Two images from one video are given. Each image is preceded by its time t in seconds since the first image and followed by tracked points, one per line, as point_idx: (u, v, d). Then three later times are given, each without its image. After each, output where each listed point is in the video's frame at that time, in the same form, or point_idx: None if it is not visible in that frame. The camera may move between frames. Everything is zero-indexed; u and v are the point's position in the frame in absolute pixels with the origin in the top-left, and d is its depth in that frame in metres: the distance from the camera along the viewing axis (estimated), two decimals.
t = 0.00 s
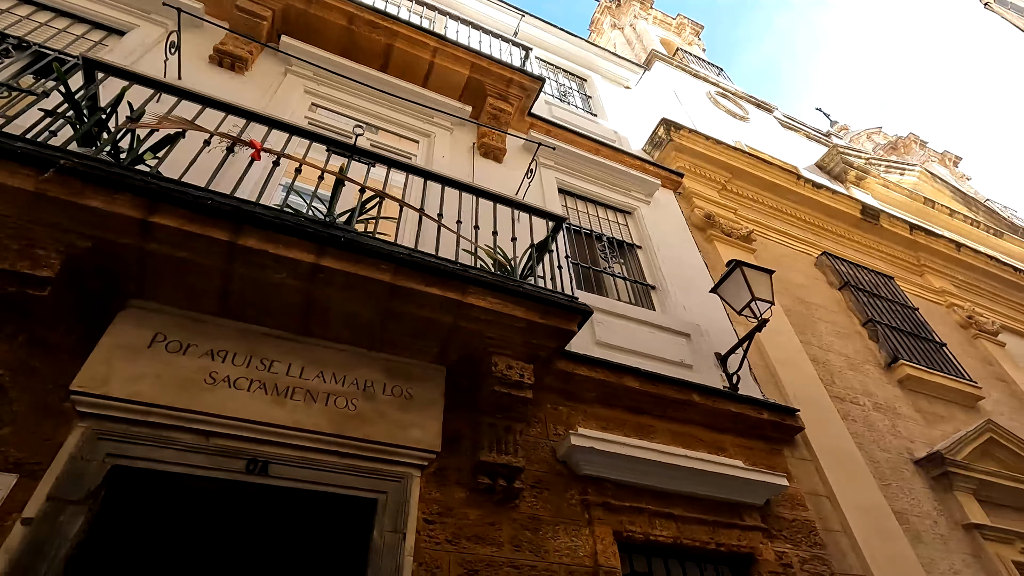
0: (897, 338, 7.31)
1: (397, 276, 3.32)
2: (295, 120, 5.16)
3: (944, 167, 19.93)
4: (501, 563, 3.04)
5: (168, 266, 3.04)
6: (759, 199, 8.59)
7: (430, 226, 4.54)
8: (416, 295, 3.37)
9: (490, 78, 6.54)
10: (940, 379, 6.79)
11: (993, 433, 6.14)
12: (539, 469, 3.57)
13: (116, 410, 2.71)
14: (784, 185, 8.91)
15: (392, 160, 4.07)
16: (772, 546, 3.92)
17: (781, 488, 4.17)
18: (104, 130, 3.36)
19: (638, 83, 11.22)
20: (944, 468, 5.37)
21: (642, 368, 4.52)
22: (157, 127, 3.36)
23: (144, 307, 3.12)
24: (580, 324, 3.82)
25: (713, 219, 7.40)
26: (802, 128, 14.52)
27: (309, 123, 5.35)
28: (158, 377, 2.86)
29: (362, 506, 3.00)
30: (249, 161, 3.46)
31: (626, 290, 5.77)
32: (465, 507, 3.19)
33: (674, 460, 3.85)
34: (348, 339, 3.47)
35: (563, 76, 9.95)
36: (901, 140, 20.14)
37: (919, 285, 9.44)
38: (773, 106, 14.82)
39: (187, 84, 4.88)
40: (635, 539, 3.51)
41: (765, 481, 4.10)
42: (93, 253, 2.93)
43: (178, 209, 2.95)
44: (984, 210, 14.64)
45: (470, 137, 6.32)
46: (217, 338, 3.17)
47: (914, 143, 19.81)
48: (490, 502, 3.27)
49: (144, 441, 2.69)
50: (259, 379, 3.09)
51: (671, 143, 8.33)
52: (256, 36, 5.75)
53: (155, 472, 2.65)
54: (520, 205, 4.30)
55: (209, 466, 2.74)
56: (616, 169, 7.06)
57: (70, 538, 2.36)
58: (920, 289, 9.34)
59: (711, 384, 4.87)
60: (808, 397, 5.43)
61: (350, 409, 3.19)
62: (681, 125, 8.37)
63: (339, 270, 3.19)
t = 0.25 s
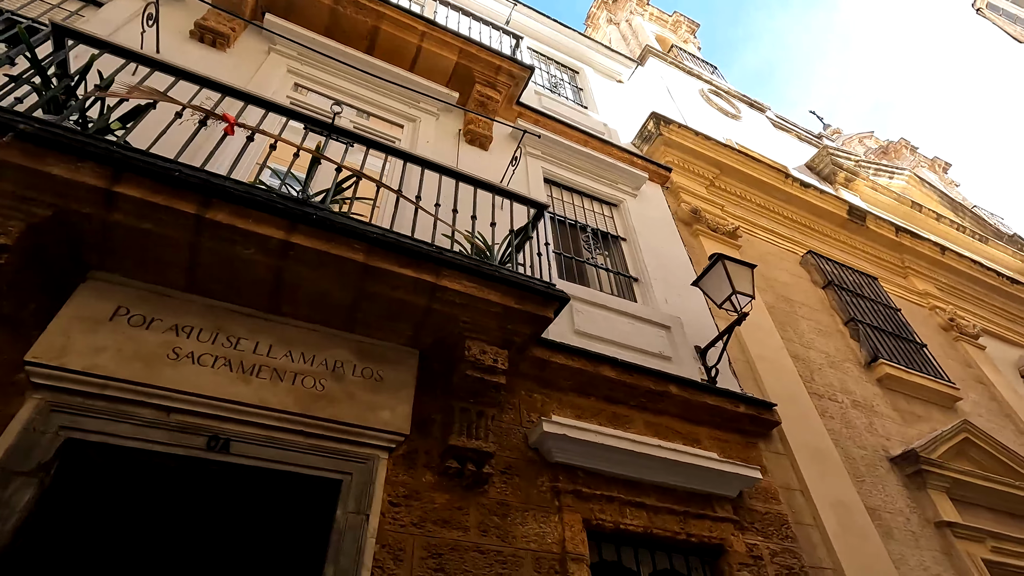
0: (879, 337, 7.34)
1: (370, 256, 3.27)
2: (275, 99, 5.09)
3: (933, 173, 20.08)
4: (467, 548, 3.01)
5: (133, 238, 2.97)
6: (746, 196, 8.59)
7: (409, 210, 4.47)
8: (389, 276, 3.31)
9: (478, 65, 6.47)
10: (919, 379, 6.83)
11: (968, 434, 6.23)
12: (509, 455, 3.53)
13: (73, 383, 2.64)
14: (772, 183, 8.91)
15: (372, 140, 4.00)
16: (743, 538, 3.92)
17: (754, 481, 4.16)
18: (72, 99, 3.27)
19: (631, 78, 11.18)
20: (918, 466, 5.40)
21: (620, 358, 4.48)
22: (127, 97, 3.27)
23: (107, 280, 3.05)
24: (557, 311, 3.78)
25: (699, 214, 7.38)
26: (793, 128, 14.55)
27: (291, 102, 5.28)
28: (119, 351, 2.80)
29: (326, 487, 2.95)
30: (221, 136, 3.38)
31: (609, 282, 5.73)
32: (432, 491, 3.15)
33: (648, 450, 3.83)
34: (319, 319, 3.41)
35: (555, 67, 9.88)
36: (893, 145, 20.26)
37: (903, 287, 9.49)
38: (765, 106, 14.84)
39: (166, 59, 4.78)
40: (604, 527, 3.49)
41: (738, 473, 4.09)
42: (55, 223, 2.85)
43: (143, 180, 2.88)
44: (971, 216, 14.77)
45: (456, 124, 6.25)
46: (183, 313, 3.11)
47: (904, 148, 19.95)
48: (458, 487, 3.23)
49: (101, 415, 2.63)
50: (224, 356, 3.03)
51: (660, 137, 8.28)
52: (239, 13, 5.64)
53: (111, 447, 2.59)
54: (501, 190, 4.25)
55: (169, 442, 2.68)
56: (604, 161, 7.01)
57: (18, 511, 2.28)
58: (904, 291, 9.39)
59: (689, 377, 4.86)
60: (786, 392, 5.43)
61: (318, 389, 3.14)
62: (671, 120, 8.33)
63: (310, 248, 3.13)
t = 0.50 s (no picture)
0: (859, 332, 7.35)
1: (337, 229, 3.17)
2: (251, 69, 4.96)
3: (921, 174, 20.23)
4: (427, 528, 2.95)
5: (87, 203, 2.86)
6: (733, 188, 8.54)
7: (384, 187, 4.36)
8: (356, 251, 3.22)
9: (464, 45, 6.34)
10: (897, 374, 6.85)
11: (942, 429, 6.26)
12: (477, 436, 3.47)
13: (18, 350, 2.53)
14: (759, 176, 8.87)
15: (346, 112, 3.88)
16: (712, 525, 3.89)
17: (725, 469, 4.13)
18: (28, 57, 3.13)
19: (622, 66, 11.05)
20: (892, 459, 5.42)
21: (596, 343, 4.42)
22: (85, 56, 3.13)
23: (60, 245, 2.94)
24: (530, 293, 3.70)
25: (685, 204, 7.31)
26: (783, 124, 14.52)
27: (268, 73, 5.15)
28: (70, 319, 2.70)
29: (284, 464, 2.87)
30: (185, 101, 3.26)
31: (589, 268, 5.65)
32: (395, 470, 3.08)
33: (619, 435, 3.77)
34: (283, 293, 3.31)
35: (545, 53, 9.75)
36: (882, 145, 20.36)
37: (886, 283, 9.52)
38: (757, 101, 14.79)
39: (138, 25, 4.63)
40: (571, 511, 3.44)
41: (710, 461, 4.06)
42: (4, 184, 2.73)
43: (99, 142, 2.76)
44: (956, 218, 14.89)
45: (440, 104, 6.13)
46: (139, 283, 3.00)
47: (894, 149, 20.03)
48: (422, 467, 3.16)
49: (47, 384, 2.52)
50: (181, 327, 2.94)
51: (648, 126, 8.19)
52: None
53: (57, 416, 2.49)
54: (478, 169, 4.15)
55: (118, 413, 2.59)
56: (590, 147, 6.91)
57: None
58: (887, 288, 9.42)
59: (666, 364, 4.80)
60: (764, 383, 5.40)
61: (279, 364, 3.06)
62: (659, 109, 8.24)
63: (274, 219, 3.03)
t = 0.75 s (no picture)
0: (840, 326, 7.35)
1: (301, 206, 3.09)
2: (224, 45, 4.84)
3: (909, 173, 20.33)
4: (388, 512, 2.89)
5: (38, 172, 2.75)
6: (719, 181, 8.49)
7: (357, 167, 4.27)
8: (321, 228, 3.14)
9: (446, 27, 6.23)
10: (876, 368, 6.85)
11: (919, 423, 6.29)
12: (444, 421, 3.41)
13: None
14: (745, 169, 8.83)
15: (317, 89, 3.78)
16: (682, 514, 3.86)
17: (697, 458, 4.11)
18: None
19: (611, 56, 10.95)
20: (867, 452, 5.42)
21: (571, 330, 4.36)
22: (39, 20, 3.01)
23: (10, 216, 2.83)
24: (502, 276, 3.64)
25: (669, 194, 7.24)
26: (773, 120, 14.49)
27: (242, 49, 5.04)
28: (16, 292, 2.60)
29: (240, 445, 2.79)
30: (145, 71, 3.16)
31: (569, 256, 5.58)
32: (356, 453, 3.01)
33: (590, 422, 3.73)
34: (245, 272, 3.22)
35: (533, 40, 9.63)
36: (872, 143, 20.42)
37: (870, 279, 9.54)
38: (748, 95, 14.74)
39: None
40: (539, 497, 3.39)
41: (681, 449, 4.03)
42: None
43: (49, 108, 2.66)
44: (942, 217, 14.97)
45: (421, 87, 6.02)
46: (92, 257, 2.90)
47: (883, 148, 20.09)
48: (385, 451, 3.10)
49: None
50: (135, 303, 2.85)
51: (634, 115, 8.10)
52: None
53: None
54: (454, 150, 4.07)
55: (65, 388, 2.50)
56: (574, 135, 6.82)
57: None
58: (870, 284, 9.43)
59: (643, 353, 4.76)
60: (742, 374, 5.38)
61: (238, 343, 2.99)
62: (646, 99, 8.15)
63: (234, 193, 2.94)
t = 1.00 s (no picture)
0: (818, 322, 7.34)
1: (255, 181, 3.00)
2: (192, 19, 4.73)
3: (896, 175, 20.44)
4: (337, 495, 2.83)
5: None
6: (702, 175, 8.44)
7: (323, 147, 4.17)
8: (276, 205, 3.05)
9: (425, 10, 6.11)
10: (852, 365, 6.86)
11: (891, 419, 6.30)
12: (402, 405, 3.35)
13: None
14: (729, 163, 8.79)
15: (280, 64, 3.68)
16: (644, 504, 3.84)
17: (662, 448, 4.07)
18: None
19: (599, 48, 10.86)
20: (836, 447, 5.42)
21: (540, 317, 4.30)
22: None
23: None
24: (465, 260, 3.57)
25: (650, 186, 7.18)
26: (761, 117, 14.47)
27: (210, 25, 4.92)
28: None
29: (184, 424, 2.72)
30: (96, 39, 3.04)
31: (544, 245, 5.50)
32: (307, 436, 2.94)
33: (552, 410, 3.68)
34: (198, 248, 3.14)
35: (520, 29, 9.52)
36: (860, 144, 20.51)
37: (850, 277, 9.56)
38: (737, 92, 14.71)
39: None
40: (496, 484, 3.35)
41: (645, 438, 4.00)
42: None
43: None
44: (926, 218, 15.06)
45: (398, 70, 5.92)
46: (34, 229, 2.81)
47: (872, 149, 20.19)
48: (338, 433, 3.03)
49: None
50: (77, 277, 2.76)
51: (618, 106, 8.03)
52: None
53: None
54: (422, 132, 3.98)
55: None
56: (555, 124, 6.74)
57: None
58: (851, 281, 9.45)
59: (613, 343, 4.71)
60: (714, 366, 5.34)
61: (186, 320, 2.90)
62: (630, 90, 8.07)
63: (185, 165, 2.85)
